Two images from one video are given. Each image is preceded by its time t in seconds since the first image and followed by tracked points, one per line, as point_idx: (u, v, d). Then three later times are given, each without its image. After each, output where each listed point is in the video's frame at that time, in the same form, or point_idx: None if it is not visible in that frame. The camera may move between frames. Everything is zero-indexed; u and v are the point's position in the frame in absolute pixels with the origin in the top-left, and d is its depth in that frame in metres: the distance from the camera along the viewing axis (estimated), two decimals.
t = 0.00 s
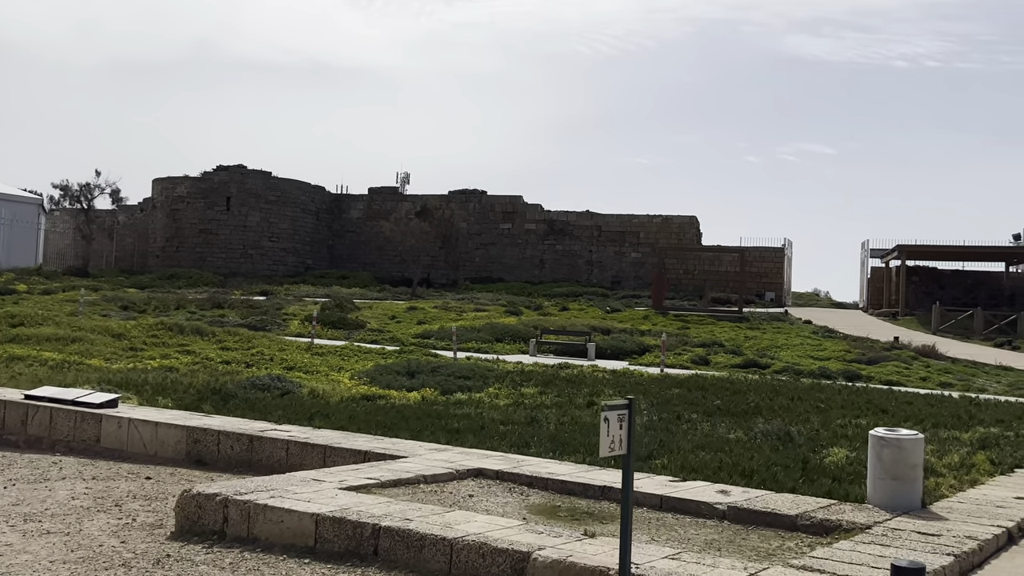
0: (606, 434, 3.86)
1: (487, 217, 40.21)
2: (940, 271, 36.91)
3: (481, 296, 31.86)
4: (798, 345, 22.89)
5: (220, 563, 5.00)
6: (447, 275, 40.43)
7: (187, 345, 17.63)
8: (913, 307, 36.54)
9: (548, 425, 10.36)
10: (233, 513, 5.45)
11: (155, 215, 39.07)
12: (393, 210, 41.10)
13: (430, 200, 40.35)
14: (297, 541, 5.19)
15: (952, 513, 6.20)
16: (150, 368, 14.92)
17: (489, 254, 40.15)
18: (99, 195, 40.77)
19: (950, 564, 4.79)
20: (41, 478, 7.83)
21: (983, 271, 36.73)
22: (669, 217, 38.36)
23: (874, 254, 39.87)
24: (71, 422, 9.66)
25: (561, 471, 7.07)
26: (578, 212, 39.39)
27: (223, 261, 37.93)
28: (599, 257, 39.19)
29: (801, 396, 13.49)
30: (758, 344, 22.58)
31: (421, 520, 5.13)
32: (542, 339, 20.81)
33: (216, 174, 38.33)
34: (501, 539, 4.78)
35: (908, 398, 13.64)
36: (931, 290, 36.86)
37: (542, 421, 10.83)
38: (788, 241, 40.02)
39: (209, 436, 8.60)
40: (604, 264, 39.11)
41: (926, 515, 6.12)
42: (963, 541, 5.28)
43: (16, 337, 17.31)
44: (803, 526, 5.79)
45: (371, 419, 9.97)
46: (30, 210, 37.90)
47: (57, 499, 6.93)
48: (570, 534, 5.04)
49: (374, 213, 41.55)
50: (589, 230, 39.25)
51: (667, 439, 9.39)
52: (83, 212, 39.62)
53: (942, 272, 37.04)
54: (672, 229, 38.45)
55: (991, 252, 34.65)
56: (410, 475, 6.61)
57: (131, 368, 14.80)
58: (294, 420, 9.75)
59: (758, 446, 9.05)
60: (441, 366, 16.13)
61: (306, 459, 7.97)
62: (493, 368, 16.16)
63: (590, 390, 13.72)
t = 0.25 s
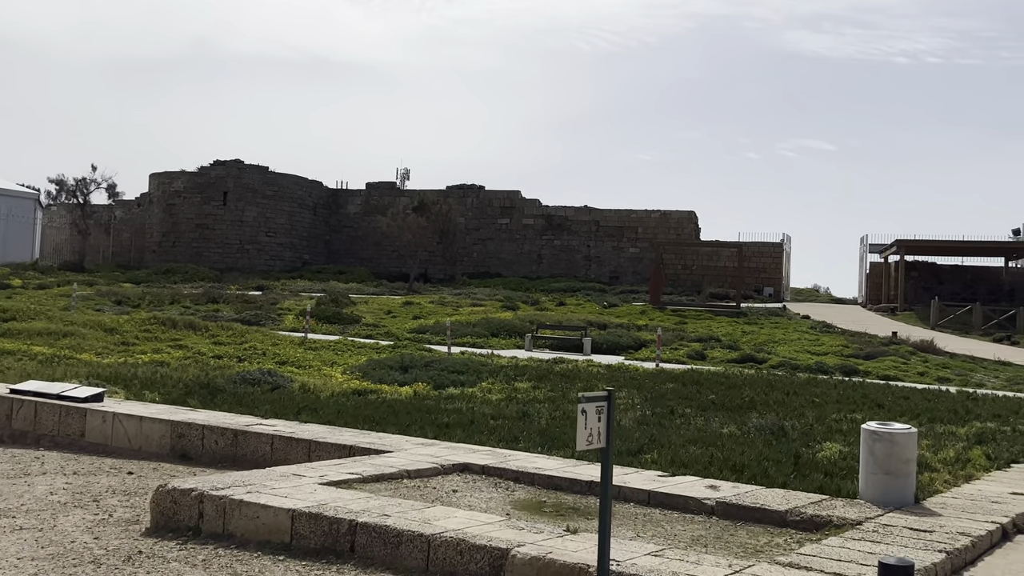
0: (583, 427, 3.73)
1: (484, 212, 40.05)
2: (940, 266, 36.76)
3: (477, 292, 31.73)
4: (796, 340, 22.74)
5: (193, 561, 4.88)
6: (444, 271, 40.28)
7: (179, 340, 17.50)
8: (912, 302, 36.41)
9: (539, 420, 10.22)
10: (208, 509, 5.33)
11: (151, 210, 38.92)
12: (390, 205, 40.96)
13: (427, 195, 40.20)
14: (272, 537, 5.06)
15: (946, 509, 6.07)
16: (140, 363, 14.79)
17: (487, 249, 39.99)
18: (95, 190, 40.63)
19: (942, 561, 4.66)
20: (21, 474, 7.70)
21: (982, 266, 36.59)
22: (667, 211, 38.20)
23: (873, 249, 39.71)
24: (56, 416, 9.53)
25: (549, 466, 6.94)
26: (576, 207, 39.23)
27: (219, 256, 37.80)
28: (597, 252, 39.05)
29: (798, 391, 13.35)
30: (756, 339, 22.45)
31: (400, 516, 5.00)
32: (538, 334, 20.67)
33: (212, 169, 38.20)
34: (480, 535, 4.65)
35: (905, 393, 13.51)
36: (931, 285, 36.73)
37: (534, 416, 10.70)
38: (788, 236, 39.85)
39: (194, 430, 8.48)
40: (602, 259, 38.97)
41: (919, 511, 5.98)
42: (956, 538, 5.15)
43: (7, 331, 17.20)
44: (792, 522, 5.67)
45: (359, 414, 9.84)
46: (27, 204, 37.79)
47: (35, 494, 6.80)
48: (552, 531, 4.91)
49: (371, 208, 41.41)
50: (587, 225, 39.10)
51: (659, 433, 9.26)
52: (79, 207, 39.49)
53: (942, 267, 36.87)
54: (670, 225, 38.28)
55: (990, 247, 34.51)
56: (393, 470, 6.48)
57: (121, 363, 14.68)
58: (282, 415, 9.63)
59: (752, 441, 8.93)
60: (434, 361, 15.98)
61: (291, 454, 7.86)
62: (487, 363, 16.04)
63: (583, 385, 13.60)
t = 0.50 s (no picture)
0: (558, 434, 3.58)
1: (483, 208, 39.89)
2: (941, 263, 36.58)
3: (475, 289, 31.58)
4: (795, 337, 22.58)
5: (164, 569, 4.73)
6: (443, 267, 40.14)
7: (172, 338, 17.35)
8: (913, 299, 36.25)
9: (531, 420, 10.07)
10: (182, 515, 5.18)
11: (149, 206, 38.77)
12: (389, 201, 40.80)
13: (426, 191, 40.03)
14: (246, 545, 4.92)
15: (941, 514, 5.92)
16: (131, 361, 14.64)
17: (486, 246, 39.83)
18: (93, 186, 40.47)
19: (934, 570, 4.51)
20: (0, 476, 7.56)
21: (983, 262, 36.42)
22: (667, 208, 38.02)
23: (874, 245, 39.54)
24: (39, 416, 9.38)
25: (536, 469, 6.80)
26: (575, 203, 39.06)
27: (218, 252, 37.67)
28: (597, 248, 38.87)
29: (795, 390, 13.20)
30: (755, 336, 22.30)
31: (377, 522, 4.86)
32: (535, 331, 20.52)
33: (210, 165, 38.05)
34: (457, 543, 4.51)
35: (903, 392, 13.36)
36: (932, 282, 36.56)
37: (526, 415, 10.55)
38: (788, 232, 39.68)
39: (178, 431, 8.34)
40: (602, 255, 38.80)
41: (914, 517, 5.84)
42: (949, 545, 5.00)
43: None
44: (782, 528, 5.52)
45: (347, 414, 9.70)
46: (24, 200, 37.66)
47: (11, 497, 6.66)
48: (532, 538, 4.77)
49: (370, 204, 41.25)
50: (587, 221, 38.93)
51: (652, 434, 9.11)
52: (77, 203, 39.34)
53: (943, 263, 36.70)
54: (670, 221, 38.09)
55: (991, 243, 34.33)
56: (375, 473, 6.34)
57: (112, 360, 14.53)
58: (269, 415, 9.49)
59: (745, 442, 8.79)
60: (429, 359, 15.83)
61: (275, 455, 7.72)
62: (481, 361, 15.89)
63: (578, 384, 13.44)
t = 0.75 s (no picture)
0: (538, 429, 3.46)
1: (486, 202, 39.75)
2: (947, 257, 36.35)
3: (478, 282, 31.44)
4: (798, 331, 22.42)
5: (140, 566, 4.62)
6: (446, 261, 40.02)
7: (171, 331, 17.25)
8: (918, 293, 36.03)
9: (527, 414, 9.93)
10: (161, 511, 5.07)
11: (152, 200, 38.69)
12: (392, 194, 40.67)
13: (428, 184, 39.90)
14: (226, 541, 4.80)
15: (940, 511, 5.79)
16: (128, 354, 14.55)
17: (490, 239, 39.69)
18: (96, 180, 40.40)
19: (930, 569, 4.38)
20: None
21: (989, 256, 36.19)
22: (671, 201, 37.82)
23: (879, 239, 39.31)
24: (30, 409, 9.27)
25: (527, 464, 6.67)
26: (579, 197, 38.89)
27: (220, 246, 37.60)
28: (600, 242, 38.70)
29: (797, 384, 13.05)
30: (758, 331, 22.14)
31: (359, 519, 4.74)
32: (536, 325, 20.39)
33: (213, 158, 37.97)
34: (440, 540, 4.39)
35: (905, 386, 13.21)
36: (937, 276, 36.34)
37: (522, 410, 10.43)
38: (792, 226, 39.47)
39: (168, 425, 8.23)
40: (605, 249, 38.63)
41: (911, 514, 5.70)
42: (948, 543, 4.87)
43: None
44: (777, 525, 5.39)
45: (340, 408, 9.57)
46: (27, 194, 37.62)
47: None
48: (518, 536, 4.65)
49: (373, 198, 41.12)
50: (590, 215, 38.75)
51: (649, 429, 8.97)
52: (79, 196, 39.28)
53: (948, 258, 36.47)
54: (675, 214, 37.89)
55: (997, 237, 34.10)
56: (363, 468, 6.22)
57: (108, 354, 14.43)
58: (262, 408, 9.36)
59: (743, 436, 8.65)
60: (426, 353, 15.71)
61: (264, 450, 7.60)
62: (480, 355, 15.78)
63: (577, 378, 13.31)
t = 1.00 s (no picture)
0: (521, 424, 3.34)
1: (495, 194, 39.60)
2: (959, 250, 36.03)
3: (486, 276, 31.32)
4: (808, 325, 22.23)
5: (120, 564, 4.51)
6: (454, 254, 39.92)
7: (174, 324, 17.19)
8: (930, 286, 35.74)
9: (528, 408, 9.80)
10: (145, 508, 4.96)
11: (160, 193, 38.68)
12: (400, 187, 40.57)
13: (437, 177, 39.78)
14: (209, 539, 4.69)
15: (946, 509, 5.62)
16: (131, 347, 14.47)
17: (498, 232, 39.55)
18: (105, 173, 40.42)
19: (933, 570, 4.23)
20: None
21: (1001, 249, 35.87)
22: (681, 194, 37.59)
23: (891, 232, 39.00)
24: (27, 402, 9.18)
25: (524, 460, 6.54)
26: (588, 190, 38.69)
27: (228, 239, 37.58)
28: (610, 236, 38.51)
29: (804, 378, 12.87)
30: (767, 324, 21.95)
31: (345, 517, 4.61)
32: (543, 318, 20.26)
33: (221, 151, 37.94)
34: (426, 539, 4.26)
35: (914, 380, 13.02)
36: (949, 270, 36.03)
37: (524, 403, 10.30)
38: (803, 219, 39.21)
39: (163, 419, 8.13)
40: (614, 242, 38.43)
41: (916, 512, 5.54)
42: (952, 543, 4.71)
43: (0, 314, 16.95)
44: (777, 524, 5.25)
45: (339, 402, 9.46)
46: (36, 187, 37.65)
47: None
48: (507, 535, 4.51)
49: (382, 191, 41.03)
50: (599, 208, 38.55)
51: (651, 423, 8.83)
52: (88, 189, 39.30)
53: (961, 251, 36.15)
54: (684, 207, 37.65)
55: (1010, 230, 33.77)
56: (355, 464, 6.09)
57: (110, 347, 14.36)
58: (259, 402, 9.26)
59: (747, 432, 8.49)
60: (430, 346, 15.61)
61: (259, 445, 7.49)
62: (484, 348, 15.66)
63: (581, 372, 13.17)
